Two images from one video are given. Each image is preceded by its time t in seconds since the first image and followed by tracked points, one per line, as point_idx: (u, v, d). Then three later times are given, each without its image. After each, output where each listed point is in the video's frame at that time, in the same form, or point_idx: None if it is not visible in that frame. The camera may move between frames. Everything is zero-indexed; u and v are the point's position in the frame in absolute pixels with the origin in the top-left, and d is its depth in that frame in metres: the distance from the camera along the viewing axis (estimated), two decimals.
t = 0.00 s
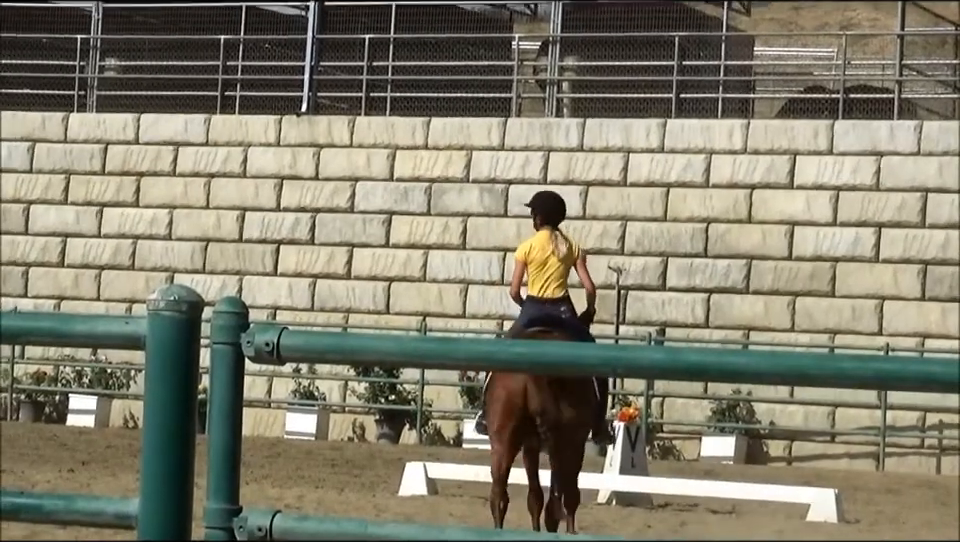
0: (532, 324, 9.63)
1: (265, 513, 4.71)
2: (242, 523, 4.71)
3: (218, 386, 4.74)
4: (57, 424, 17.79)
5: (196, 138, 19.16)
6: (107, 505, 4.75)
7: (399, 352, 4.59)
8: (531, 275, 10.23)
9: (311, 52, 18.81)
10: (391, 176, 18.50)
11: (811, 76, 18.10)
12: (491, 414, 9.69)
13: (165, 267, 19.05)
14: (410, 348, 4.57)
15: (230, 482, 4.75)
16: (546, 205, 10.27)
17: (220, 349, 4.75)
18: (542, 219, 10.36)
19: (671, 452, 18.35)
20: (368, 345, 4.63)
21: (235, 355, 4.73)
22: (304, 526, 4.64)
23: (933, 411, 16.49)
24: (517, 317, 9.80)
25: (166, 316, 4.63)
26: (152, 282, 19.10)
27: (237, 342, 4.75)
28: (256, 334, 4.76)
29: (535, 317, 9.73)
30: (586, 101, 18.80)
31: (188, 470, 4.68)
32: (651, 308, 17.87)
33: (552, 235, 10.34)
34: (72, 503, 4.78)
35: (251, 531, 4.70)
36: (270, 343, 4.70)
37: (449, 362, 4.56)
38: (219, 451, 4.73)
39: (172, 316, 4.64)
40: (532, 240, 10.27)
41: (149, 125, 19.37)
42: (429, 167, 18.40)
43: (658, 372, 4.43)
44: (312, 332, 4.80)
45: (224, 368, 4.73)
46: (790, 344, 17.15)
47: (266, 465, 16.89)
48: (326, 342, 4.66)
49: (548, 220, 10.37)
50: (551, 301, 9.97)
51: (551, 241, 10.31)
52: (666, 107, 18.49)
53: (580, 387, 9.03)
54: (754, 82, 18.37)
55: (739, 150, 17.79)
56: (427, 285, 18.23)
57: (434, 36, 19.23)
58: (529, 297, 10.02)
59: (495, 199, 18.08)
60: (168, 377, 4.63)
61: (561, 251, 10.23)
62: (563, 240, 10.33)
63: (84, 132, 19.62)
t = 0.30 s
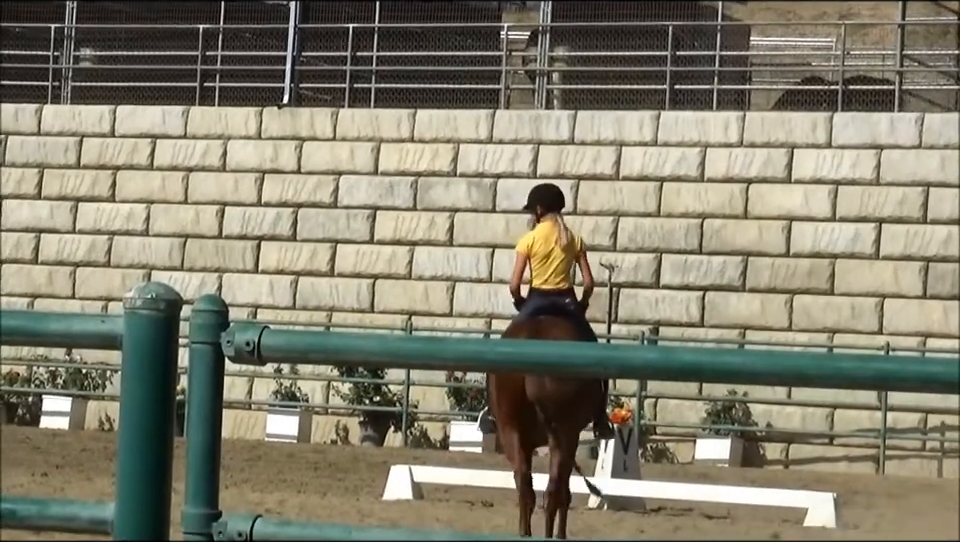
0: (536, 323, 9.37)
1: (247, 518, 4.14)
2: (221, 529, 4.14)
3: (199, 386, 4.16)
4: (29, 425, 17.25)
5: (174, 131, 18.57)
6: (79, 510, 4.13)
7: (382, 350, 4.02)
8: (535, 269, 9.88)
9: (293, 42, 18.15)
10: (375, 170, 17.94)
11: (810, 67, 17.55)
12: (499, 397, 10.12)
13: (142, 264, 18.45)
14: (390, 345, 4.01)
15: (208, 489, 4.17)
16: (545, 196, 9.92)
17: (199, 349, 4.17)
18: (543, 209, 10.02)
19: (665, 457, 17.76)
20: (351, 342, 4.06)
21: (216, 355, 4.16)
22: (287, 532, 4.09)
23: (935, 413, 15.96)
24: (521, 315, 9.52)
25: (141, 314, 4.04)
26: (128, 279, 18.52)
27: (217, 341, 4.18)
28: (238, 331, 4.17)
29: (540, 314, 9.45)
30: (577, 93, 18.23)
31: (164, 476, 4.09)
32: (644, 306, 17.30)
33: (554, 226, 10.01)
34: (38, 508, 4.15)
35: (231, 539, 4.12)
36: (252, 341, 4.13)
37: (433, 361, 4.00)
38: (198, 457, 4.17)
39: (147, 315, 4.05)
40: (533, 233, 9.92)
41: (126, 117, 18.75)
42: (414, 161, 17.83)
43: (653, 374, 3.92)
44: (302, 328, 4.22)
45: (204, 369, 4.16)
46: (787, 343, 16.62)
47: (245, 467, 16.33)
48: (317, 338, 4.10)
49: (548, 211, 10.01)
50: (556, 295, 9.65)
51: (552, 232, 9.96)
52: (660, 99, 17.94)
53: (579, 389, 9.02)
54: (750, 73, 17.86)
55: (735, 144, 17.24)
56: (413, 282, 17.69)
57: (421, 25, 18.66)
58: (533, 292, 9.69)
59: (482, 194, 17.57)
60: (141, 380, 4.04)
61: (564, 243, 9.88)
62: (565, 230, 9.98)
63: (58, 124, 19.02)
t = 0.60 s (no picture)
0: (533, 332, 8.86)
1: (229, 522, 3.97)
2: (200, 534, 3.96)
3: (176, 387, 3.98)
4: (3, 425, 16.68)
5: (152, 122, 18.00)
6: (56, 513, 3.99)
7: (369, 351, 3.82)
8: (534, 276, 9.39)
9: (274, 29, 17.58)
10: (360, 162, 17.37)
11: (808, 55, 17.00)
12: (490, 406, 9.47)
13: (118, 259, 17.91)
14: (375, 344, 3.81)
15: (190, 492, 3.99)
16: (546, 200, 9.44)
17: (178, 347, 3.99)
18: (543, 216, 9.53)
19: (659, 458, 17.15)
20: (334, 342, 3.88)
21: (193, 354, 3.97)
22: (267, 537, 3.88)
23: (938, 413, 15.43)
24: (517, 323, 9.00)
25: (117, 311, 3.89)
26: (105, 276, 17.94)
27: (197, 338, 3.99)
28: (218, 328, 3.99)
29: (537, 324, 8.94)
30: (567, 82, 17.66)
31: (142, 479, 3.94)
32: (637, 303, 16.74)
33: (555, 232, 9.52)
34: (15, 512, 4.01)
35: None
36: (232, 339, 3.95)
37: (421, 363, 3.81)
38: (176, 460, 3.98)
39: (125, 312, 3.89)
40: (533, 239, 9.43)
41: (102, 107, 18.20)
42: (400, 153, 17.28)
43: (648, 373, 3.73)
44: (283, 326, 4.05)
45: (181, 369, 3.98)
46: (785, 342, 16.09)
47: (225, 470, 15.77)
48: (299, 336, 3.91)
49: (549, 217, 9.53)
50: (556, 305, 9.13)
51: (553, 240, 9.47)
52: (654, 89, 17.37)
53: (572, 397, 8.62)
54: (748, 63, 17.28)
55: (731, 135, 16.69)
56: (398, 278, 17.16)
57: (407, 12, 18.07)
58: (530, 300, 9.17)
59: (470, 187, 17.02)
60: (120, 379, 3.88)
61: (564, 251, 9.39)
62: (567, 238, 9.48)
63: (32, 116, 18.46)
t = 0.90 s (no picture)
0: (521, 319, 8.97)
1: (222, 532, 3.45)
2: None
3: (160, 387, 3.47)
4: None
5: (135, 112, 17.46)
6: (35, 518, 3.51)
7: (356, 348, 3.31)
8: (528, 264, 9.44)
9: (261, 17, 17.06)
10: (349, 153, 16.83)
11: (812, 42, 16.45)
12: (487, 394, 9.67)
13: (99, 254, 17.36)
14: (359, 340, 3.31)
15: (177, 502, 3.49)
16: (541, 189, 9.49)
17: (160, 346, 3.45)
18: (540, 205, 9.58)
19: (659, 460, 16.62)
20: (316, 338, 3.35)
21: (179, 351, 3.45)
22: None
23: (947, 414, 14.91)
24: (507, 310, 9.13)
25: (98, 308, 3.40)
26: (86, 271, 17.39)
27: (182, 338, 3.45)
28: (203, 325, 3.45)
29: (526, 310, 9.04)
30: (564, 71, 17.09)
31: (124, 488, 3.43)
32: (636, 298, 16.20)
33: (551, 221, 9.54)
34: None
35: None
36: (217, 338, 3.42)
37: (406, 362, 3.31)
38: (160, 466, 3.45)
39: (106, 309, 3.41)
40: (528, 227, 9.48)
41: (83, 97, 17.65)
42: (390, 144, 16.73)
43: (649, 372, 3.22)
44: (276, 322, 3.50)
45: (165, 367, 3.46)
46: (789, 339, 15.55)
47: (211, 471, 15.23)
48: (288, 332, 3.37)
49: (545, 206, 9.58)
50: (547, 291, 9.20)
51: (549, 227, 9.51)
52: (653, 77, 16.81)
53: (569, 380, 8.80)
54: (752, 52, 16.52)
55: (733, 126, 16.12)
56: (389, 273, 16.64)
57: None
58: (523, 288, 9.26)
59: (463, 178, 16.48)
60: (99, 377, 3.40)
61: (559, 238, 9.41)
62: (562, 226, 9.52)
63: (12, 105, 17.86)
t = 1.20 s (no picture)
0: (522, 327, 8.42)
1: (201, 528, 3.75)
2: None
3: (143, 388, 3.75)
4: None
5: (120, 103, 16.90)
6: (21, 519, 3.84)
7: (355, 348, 3.60)
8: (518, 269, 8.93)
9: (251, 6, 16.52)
10: (342, 146, 16.26)
11: (820, 31, 15.89)
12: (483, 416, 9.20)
13: (83, 249, 16.78)
14: (357, 340, 3.59)
15: (159, 498, 3.77)
16: (529, 191, 8.97)
17: (146, 345, 3.75)
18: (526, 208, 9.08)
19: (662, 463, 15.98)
20: (317, 336, 3.63)
21: (161, 350, 3.73)
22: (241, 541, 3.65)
23: None
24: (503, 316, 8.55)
25: (82, 307, 3.72)
26: (70, 267, 16.80)
27: (168, 336, 3.74)
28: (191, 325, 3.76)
29: (525, 317, 8.51)
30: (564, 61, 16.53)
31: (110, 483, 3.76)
32: (638, 296, 15.63)
33: (538, 225, 9.06)
34: None
35: None
36: (204, 336, 3.70)
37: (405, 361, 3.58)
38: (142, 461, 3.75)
39: (91, 306, 3.73)
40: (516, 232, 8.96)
41: (66, 87, 17.09)
42: (384, 137, 16.17)
43: (650, 371, 3.50)
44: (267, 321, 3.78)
45: (147, 367, 3.75)
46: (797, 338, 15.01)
47: (199, 474, 14.70)
48: (280, 331, 3.65)
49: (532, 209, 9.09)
50: (544, 295, 8.69)
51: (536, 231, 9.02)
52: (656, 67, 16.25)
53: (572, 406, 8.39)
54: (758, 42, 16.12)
55: (739, 117, 15.58)
56: (383, 270, 16.08)
57: None
58: (516, 292, 8.71)
59: (460, 171, 15.92)
60: (78, 372, 3.71)
61: (549, 243, 8.95)
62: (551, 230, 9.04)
63: None
